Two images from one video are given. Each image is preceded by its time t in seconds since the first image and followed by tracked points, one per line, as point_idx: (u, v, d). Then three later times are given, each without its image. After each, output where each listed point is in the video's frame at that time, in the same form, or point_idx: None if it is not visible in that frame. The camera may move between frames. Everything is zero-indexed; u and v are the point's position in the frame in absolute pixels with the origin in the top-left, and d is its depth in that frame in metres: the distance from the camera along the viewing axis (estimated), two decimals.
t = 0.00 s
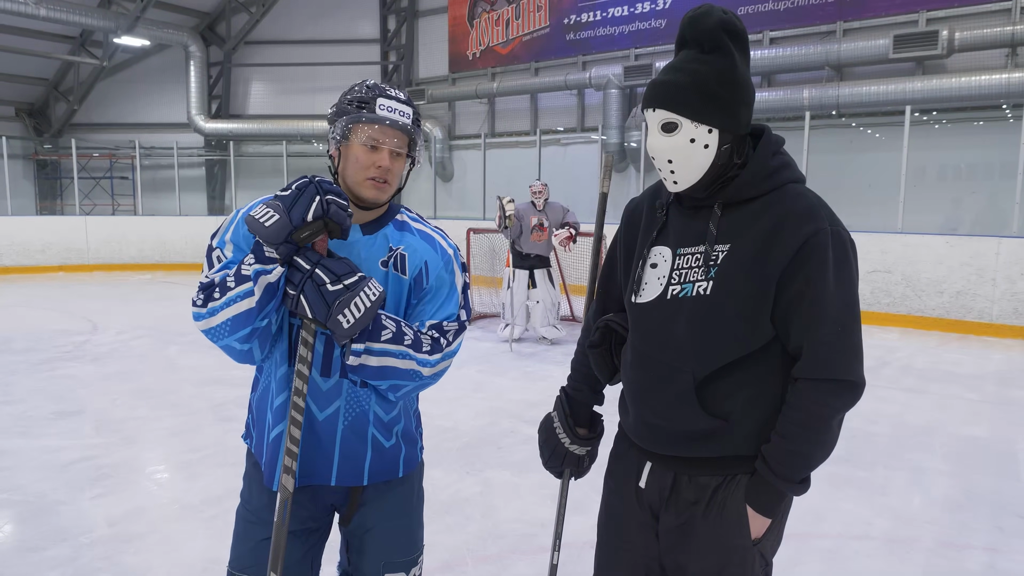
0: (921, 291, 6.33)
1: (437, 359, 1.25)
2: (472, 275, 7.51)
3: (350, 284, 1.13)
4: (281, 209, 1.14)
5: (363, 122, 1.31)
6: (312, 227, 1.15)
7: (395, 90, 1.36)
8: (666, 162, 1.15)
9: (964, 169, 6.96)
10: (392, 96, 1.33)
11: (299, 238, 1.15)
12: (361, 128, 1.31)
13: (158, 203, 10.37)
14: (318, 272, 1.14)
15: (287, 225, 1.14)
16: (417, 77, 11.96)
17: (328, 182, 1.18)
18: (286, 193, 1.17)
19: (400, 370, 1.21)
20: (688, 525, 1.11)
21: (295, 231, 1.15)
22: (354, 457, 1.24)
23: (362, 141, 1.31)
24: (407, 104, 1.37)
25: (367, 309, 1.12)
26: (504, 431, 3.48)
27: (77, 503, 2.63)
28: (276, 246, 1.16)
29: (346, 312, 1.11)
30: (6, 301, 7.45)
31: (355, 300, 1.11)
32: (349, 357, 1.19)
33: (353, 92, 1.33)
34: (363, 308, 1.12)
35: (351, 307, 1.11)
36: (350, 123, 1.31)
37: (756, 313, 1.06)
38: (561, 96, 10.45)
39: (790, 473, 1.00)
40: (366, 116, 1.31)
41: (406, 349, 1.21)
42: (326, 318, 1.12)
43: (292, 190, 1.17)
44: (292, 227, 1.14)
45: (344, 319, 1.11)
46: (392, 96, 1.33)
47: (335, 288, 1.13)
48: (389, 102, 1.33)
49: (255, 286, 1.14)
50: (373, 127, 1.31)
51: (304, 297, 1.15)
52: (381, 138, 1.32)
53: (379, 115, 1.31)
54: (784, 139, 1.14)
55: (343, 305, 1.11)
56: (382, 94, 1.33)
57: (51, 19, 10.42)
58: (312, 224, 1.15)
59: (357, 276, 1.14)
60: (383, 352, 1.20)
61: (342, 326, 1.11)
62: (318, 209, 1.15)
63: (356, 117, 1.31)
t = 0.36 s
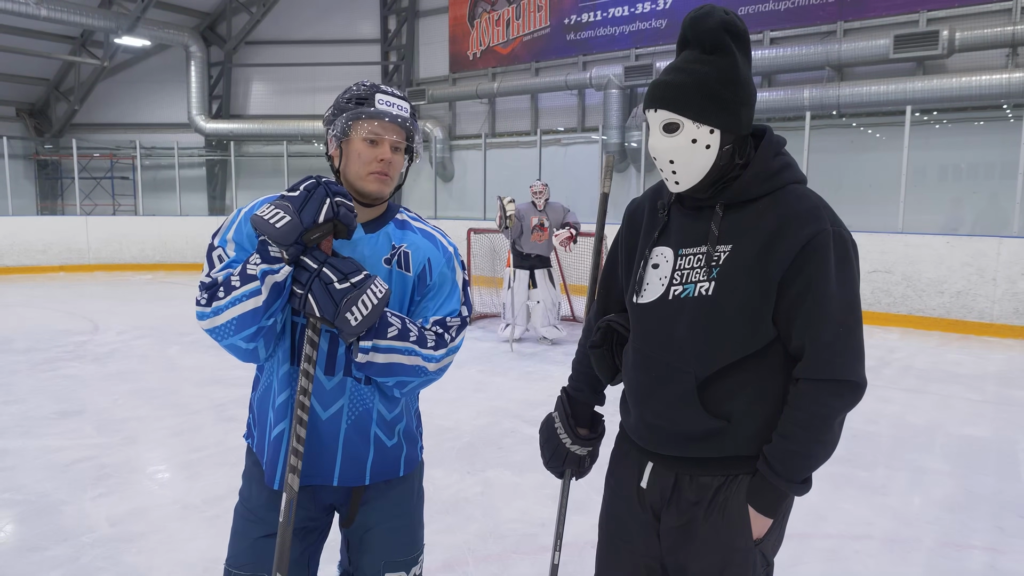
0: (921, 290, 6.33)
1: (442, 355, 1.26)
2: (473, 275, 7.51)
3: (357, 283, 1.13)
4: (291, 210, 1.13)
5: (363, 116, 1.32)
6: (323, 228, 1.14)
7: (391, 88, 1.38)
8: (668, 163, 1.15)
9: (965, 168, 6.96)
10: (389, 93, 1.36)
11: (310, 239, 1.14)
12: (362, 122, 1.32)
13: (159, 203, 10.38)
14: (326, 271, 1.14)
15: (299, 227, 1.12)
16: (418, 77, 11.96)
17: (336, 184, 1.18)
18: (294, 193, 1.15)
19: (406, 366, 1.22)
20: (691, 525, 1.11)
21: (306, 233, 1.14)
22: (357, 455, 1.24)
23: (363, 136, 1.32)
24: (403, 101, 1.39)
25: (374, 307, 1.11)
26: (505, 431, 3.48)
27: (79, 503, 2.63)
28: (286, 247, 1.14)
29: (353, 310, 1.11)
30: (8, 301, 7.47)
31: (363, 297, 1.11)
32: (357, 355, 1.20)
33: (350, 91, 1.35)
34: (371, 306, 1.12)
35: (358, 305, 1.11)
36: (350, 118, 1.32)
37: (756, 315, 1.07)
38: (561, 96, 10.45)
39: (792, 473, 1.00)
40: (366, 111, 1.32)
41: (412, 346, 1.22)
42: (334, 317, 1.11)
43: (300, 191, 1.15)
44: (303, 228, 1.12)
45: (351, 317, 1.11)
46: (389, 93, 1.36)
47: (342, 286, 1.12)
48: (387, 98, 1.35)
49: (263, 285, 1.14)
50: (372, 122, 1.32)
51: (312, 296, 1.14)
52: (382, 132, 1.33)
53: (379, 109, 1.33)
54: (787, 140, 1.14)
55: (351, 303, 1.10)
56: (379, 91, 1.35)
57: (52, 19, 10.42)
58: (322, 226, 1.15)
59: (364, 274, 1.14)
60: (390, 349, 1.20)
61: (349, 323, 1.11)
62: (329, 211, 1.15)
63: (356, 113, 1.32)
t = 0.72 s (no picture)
0: (922, 290, 6.33)
1: (440, 351, 1.26)
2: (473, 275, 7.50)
3: (356, 284, 1.13)
4: (292, 212, 1.13)
5: (352, 112, 1.32)
6: (321, 232, 1.15)
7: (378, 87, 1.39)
8: (669, 163, 1.15)
9: (966, 168, 6.96)
10: (377, 91, 1.36)
11: (308, 242, 1.15)
12: (350, 119, 1.32)
13: (160, 204, 10.39)
14: (327, 273, 1.14)
15: (298, 230, 1.13)
16: (418, 77, 11.97)
17: (337, 186, 1.19)
18: (295, 194, 1.16)
19: (404, 364, 1.23)
20: (689, 525, 1.12)
21: (304, 235, 1.15)
22: (355, 454, 1.25)
23: (353, 134, 1.32)
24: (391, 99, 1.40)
25: (373, 309, 1.12)
26: (505, 431, 3.48)
27: (80, 503, 2.64)
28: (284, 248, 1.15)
29: (353, 313, 1.11)
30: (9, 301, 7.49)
31: (362, 300, 1.11)
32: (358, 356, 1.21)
33: (338, 91, 1.35)
34: (370, 308, 1.12)
35: (358, 307, 1.11)
36: (338, 116, 1.32)
37: (757, 315, 1.07)
38: (561, 96, 10.45)
39: (793, 475, 1.00)
40: (355, 108, 1.32)
41: (410, 343, 1.22)
42: (333, 318, 1.12)
43: (302, 192, 1.16)
44: (302, 231, 1.13)
45: (350, 319, 1.11)
46: (377, 91, 1.36)
47: (342, 288, 1.13)
48: (376, 96, 1.35)
49: (262, 285, 1.15)
50: (361, 120, 1.32)
51: (312, 298, 1.14)
52: (372, 129, 1.33)
53: (369, 106, 1.33)
54: (787, 141, 1.15)
55: (350, 306, 1.11)
56: (367, 89, 1.35)
57: (53, 20, 10.44)
58: (322, 229, 1.16)
59: (363, 276, 1.14)
60: (389, 348, 1.21)
61: (349, 326, 1.11)
62: (330, 215, 1.15)
63: (345, 110, 1.32)
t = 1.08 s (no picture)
0: (923, 291, 6.32)
1: (444, 348, 1.27)
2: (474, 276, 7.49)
3: (368, 288, 1.14)
4: (296, 203, 1.12)
5: (350, 116, 1.31)
6: (322, 227, 1.13)
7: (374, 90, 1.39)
8: (669, 165, 1.15)
9: (968, 169, 6.96)
10: (374, 95, 1.36)
11: (308, 236, 1.14)
12: (348, 123, 1.31)
13: (162, 204, 10.40)
14: (338, 276, 1.15)
15: (298, 222, 1.11)
16: (419, 77, 11.97)
17: (348, 183, 1.14)
18: (305, 186, 1.13)
19: (412, 362, 1.24)
20: (692, 526, 1.12)
21: (305, 227, 1.13)
22: (357, 452, 1.25)
23: (349, 138, 1.32)
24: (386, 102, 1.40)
25: (384, 314, 1.14)
26: (506, 431, 3.49)
27: (81, 503, 2.64)
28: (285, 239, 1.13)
29: (364, 316, 1.13)
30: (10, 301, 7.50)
31: (374, 304, 1.13)
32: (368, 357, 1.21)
33: (334, 93, 1.34)
34: (381, 312, 1.14)
35: (369, 312, 1.13)
36: (334, 119, 1.31)
37: (758, 316, 1.07)
38: (562, 96, 10.45)
39: (794, 475, 1.00)
40: (352, 112, 1.32)
41: (417, 341, 1.24)
42: (344, 321, 1.13)
43: (312, 185, 1.13)
44: (302, 225, 1.11)
45: (362, 323, 1.13)
46: (374, 94, 1.36)
47: (354, 292, 1.13)
48: (373, 100, 1.35)
49: (267, 272, 1.14)
50: (357, 124, 1.31)
51: (323, 300, 1.14)
52: (368, 132, 1.33)
53: (367, 110, 1.33)
54: (788, 142, 1.15)
55: (362, 309, 1.12)
56: (363, 93, 1.35)
57: (55, 21, 10.45)
58: (323, 224, 1.12)
59: (374, 280, 1.15)
60: (399, 348, 1.22)
61: (360, 329, 1.13)
62: (330, 211, 1.11)
63: (342, 114, 1.32)
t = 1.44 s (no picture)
0: (927, 291, 6.31)
1: (453, 348, 1.28)
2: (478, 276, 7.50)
3: (380, 288, 1.15)
4: (322, 187, 1.17)
5: (359, 119, 1.32)
6: (344, 205, 1.15)
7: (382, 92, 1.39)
8: (673, 165, 1.15)
9: (972, 169, 6.94)
10: (382, 97, 1.37)
11: (329, 214, 1.15)
12: (357, 125, 1.32)
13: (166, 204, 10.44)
14: (350, 275, 1.16)
15: (322, 200, 1.15)
16: (423, 78, 11.98)
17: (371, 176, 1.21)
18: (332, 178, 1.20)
19: (422, 362, 1.25)
20: (695, 525, 1.12)
21: (326, 205, 1.15)
22: (365, 451, 1.25)
23: (358, 140, 1.32)
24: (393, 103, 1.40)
25: (396, 314, 1.14)
26: (509, 431, 3.49)
27: (86, 502, 2.65)
28: (308, 218, 1.16)
29: (376, 316, 1.13)
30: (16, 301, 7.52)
31: (386, 304, 1.14)
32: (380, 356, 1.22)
33: (342, 95, 1.34)
34: (392, 312, 1.14)
35: (381, 311, 1.13)
36: (343, 122, 1.32)
37: (761, 315, 1.07)
38: (566, 97, 10.45)
39: (797, 475, 1.00)
40: (361, 114, 1.32)
41: (427, 341, 1.25)
42: (357, 321, 1.14)
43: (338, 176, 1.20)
44: (326, 202, 1.15)
45: (373, 322, 1.13)
46: (382, 97, 1.36)
47: (366, 291, 1.14)
48: (381, 102, 1.35)
49: (293, 263, 1.14)
50: (366, 127, 1.32)
51: (335, 300, 1.16)
52: (376, 135, 1.33)
53: (375, 112, 1.33)
54: (790, 142, 1.15)
55: (373, 309, 1.13)
56: (372, 94, 1.35)
57: (60, 22, 10.49)
58: (345, 203, 1.15)
59: (387, 279, 1.16)
60: (409, 348, 1.23)
61: (371, 328, 1.13)
62: (354, 190, 1.15)
63: (351, 116, 1.32)
